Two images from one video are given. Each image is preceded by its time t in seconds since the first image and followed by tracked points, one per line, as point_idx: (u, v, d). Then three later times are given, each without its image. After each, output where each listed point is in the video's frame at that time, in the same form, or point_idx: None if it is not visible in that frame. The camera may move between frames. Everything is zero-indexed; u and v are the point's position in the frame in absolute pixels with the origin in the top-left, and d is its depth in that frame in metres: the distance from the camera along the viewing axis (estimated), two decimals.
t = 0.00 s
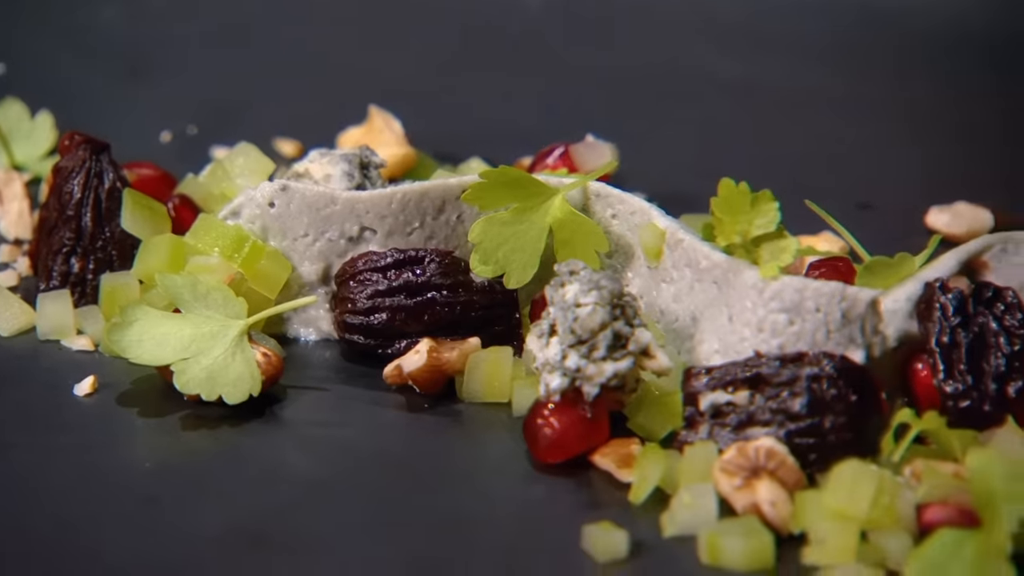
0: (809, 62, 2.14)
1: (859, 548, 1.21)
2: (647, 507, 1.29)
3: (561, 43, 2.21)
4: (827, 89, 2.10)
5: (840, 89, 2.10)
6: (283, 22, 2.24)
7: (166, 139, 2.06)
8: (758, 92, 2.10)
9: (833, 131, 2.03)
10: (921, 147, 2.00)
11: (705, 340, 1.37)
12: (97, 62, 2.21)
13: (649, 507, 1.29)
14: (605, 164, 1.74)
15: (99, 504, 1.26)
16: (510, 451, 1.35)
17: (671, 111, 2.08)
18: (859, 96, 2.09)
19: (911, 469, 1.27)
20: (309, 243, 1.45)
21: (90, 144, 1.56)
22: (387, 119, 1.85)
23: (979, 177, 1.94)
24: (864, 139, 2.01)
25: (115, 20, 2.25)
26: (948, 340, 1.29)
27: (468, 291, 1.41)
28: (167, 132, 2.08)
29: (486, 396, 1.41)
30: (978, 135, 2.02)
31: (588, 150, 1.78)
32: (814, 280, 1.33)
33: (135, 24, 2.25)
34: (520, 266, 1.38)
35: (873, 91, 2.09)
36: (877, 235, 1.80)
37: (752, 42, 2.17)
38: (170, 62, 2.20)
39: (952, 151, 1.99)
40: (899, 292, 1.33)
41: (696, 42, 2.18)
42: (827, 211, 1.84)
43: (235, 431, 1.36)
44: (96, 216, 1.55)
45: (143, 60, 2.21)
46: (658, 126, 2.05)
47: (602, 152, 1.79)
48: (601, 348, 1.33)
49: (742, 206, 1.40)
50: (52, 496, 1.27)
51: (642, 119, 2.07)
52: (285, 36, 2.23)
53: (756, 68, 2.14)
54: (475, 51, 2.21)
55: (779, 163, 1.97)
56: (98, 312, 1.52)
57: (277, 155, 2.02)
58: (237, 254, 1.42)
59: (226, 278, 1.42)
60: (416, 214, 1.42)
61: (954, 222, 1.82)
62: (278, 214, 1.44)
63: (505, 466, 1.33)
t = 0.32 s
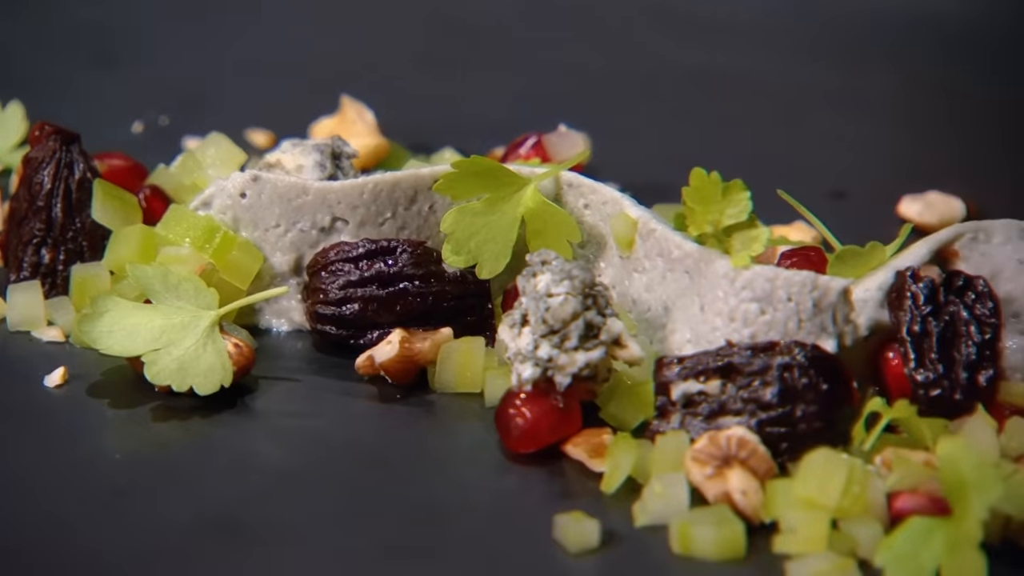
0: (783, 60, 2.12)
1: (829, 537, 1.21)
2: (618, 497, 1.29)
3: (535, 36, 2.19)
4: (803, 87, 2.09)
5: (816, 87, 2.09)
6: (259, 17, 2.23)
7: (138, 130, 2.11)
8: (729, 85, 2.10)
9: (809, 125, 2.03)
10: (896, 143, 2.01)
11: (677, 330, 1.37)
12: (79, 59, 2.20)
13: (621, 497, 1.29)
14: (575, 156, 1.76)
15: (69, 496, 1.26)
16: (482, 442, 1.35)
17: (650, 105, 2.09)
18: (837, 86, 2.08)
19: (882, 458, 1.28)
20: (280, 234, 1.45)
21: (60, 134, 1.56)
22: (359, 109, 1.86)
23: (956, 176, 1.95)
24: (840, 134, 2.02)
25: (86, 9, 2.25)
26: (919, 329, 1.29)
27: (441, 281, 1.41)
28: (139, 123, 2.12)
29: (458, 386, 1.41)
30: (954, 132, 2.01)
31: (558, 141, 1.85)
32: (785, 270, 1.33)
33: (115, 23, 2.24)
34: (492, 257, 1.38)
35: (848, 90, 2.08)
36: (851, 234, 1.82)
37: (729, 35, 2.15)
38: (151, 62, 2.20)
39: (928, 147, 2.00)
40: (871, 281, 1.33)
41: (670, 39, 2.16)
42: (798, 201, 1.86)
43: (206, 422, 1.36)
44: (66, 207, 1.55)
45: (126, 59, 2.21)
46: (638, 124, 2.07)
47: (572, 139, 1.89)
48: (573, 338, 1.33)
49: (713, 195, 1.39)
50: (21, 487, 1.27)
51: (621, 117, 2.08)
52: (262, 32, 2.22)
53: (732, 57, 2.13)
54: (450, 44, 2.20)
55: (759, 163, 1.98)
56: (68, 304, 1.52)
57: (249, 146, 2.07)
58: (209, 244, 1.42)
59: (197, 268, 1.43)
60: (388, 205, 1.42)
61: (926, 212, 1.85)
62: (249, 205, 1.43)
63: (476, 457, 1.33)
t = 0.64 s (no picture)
0: (754, 50, 2.13)
1: (796, 524, 1.21)
2: (586, 486, 1.29)
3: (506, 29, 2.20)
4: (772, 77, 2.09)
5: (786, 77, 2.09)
6: (231, 11, 2.24)
7: (105, 120, 2.10)
8: (704, 77, 2.10)
9: (783, 116, 2.04)
10: (869, 133, 2.01)
11: (645, 319, 1.37)
12: (49, 50, 2.18)
13: (589, 486, 1.29)
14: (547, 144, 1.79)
15: (35, 488, 1.25)
16: (450, 432, 1.35)
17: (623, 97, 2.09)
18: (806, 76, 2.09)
19: (849, 446, 1.28)
20: (248, 224, 1.45)
21: (25, 124, 1.56)
22: (328, 99, 1.84)
23: (928, 165, 1.95)
24: (813, 124, 2.02)
25: None
26: (886, 317, 1.29)
27: (409, 271, 1.41)
28: (106, 113, 2.11)
29: (426, 376, 1.40)
30: (925, 123, 2.02)
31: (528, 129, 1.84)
32: (752, 258, 1.32)
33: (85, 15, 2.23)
34: (461, 247, 1.37)
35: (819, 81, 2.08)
36: (822, 221, 1.82)
37: (699, 27, 2.17)
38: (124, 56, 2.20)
39: (900, 135, 2.00)
40: (838, 270, 1.33)
41: (640, 30, 2.17)
42: (764, 189, 1.87)
43: (173, 413, 1.36)
44: (32, 197, 1.54)
45: (96, 51, 2.20)
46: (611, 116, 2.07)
47: (542, 129, 1.84)
48: (541, 327, 1.33)
49: (680, 184, 1.39)
50: None
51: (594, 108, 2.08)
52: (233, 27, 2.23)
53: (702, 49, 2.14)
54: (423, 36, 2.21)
55: (727, 152, 1.98)
56: (34, 294, 1.51)
57: (216, 135, 2.06)
58: (176, 235, 1.43)
59: (165, 259, 1.43)
60: (355, 195, 1.42)
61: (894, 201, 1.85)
62: (216, 195, 1.43)
63: (444, 447, 1.33)
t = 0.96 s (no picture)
0: (733, 45, 2.15)
1: (767, 515, 1.21)
2: (558, 477, 1.29)
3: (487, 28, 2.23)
4: (750, 76, 2.11)
5: (763, 76, 2.10)
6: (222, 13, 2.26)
7: (77, 112, 2.15)
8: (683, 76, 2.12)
9: (759, 114, 2.05)
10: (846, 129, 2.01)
11: (617, 311, 1.38)
12: (28, 47, 2.22)
13: (561, 477, 1.29)
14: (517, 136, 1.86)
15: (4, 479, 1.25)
16: (422, 423, 1.35)
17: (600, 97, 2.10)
18: (789, 69, 2.11)
19: (820, 437, 1.28)
20: (219, 216, 1.46)
21: None
22: (300, 91, 1.91)
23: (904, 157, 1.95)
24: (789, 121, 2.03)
25: None
26: (858, 308, 1.30)
27: (381, 263, 1.42)
28: (78, 106, 2.16)
29: (398, 368, 1.41)
30: (902, 120, 2.03)
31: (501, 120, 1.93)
32: (724, 249, 1.33)
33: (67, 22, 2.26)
34: (433, 239, 1.38)
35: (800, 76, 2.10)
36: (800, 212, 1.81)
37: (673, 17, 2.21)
38: (106, 63, 2.23)
39: (878, 130, 2.00)
40: (810, 261, 1.33)
41: (616, 27, 2.20)
42: (735, 178, 1.89)
43: (144, 405, 1.36)
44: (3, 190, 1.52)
45: (80, 58, 2.23)
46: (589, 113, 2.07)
47: (515, 121, 1.91)
48: (512, 319, 1.33)
49: (652, 175, 1.39)
50: None
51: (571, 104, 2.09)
52: (216, 30, 2.26)
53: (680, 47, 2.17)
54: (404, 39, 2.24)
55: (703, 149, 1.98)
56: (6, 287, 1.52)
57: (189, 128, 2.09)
58: (147, 227, 1.44)
59: (136, 251, 1.43)
60: (327, 187, 1.42)
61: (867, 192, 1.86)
62: (187, 187, 1.44)
63: (417, 438, 1.33)
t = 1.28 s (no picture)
0: (711, 40, 2.16)
1: (734, 505, 1.21)
2: (526, 469, 1.29)
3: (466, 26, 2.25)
4: (727, 73, 2.12)
5: (740, 73, 2.11)
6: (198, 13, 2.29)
7: (46, 105, 2.18)
8: (661, 76, 2.13)
9: (735, 114, 2.06)
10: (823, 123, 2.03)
11: (586, 302, 1.38)
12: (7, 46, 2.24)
13: (529, 469, 1.29)
14: (488, 126, 1.91)
15: None
16: (391, 416, 1.35)
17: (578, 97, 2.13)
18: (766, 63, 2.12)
19: (788, 428, 1.28)
20: (187, 208, 1.47)
21: None
22: (268, 84, 1.94)
23: (881, 156, 1.96)
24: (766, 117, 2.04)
25: None
26: (825, 299, 1.30)
27: (350, 255, 1.43)
28: (47, 98, 2.19)
29: (367, 360, 1.41)
30: (879, 115, 2.03)
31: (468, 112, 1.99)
32: (693, 240, 1.32)
33: (51, 21, 2.28)
34: (402, 230, 1.37)
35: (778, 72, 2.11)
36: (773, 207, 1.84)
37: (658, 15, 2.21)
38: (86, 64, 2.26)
39: (855, 128, 2.02)
40: (778, 253, 1.33)
41: (597, 19, 2.21)
42: (704, 170, 1.93)
43: (112, 397, 1.36)
44: None
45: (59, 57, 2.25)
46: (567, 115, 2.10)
47: (485, 114, 1.98)
48: (480, 311, 1.32)
49: (620, 166, 1.39)
50: None
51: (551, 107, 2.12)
52: (200, 29, 2.28)
53: (659, 44, 2.18)
54: (384, 37, 2.25)
55: (682, 146, 2.01)
56: None
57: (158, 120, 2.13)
58: (114, 219, 1.45)
59: (103, 243, 1.44)
60: (295, 177, 1.44)
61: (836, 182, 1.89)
62: (155, 178, 1.46)
63: (385, 430, 1.33)
